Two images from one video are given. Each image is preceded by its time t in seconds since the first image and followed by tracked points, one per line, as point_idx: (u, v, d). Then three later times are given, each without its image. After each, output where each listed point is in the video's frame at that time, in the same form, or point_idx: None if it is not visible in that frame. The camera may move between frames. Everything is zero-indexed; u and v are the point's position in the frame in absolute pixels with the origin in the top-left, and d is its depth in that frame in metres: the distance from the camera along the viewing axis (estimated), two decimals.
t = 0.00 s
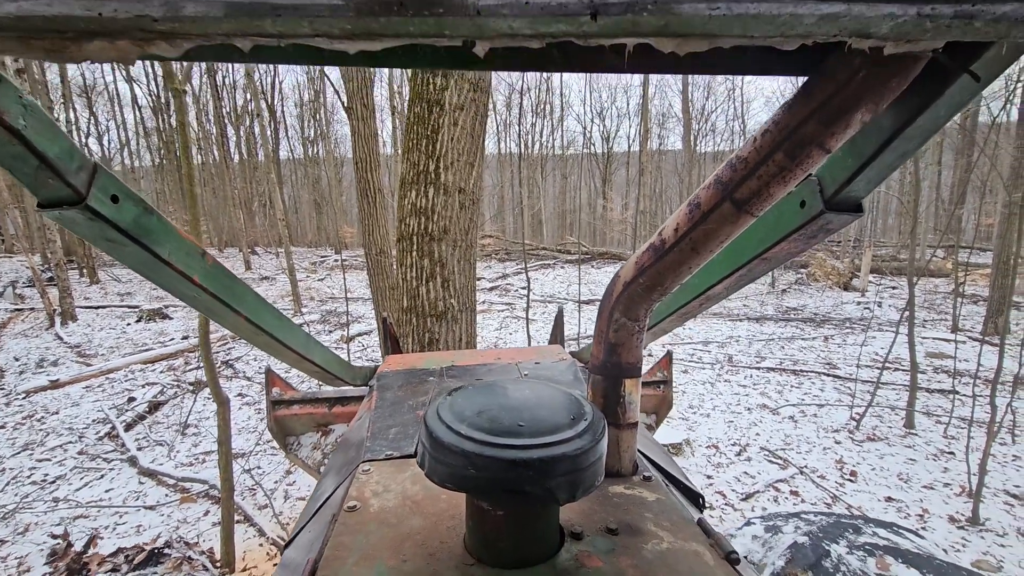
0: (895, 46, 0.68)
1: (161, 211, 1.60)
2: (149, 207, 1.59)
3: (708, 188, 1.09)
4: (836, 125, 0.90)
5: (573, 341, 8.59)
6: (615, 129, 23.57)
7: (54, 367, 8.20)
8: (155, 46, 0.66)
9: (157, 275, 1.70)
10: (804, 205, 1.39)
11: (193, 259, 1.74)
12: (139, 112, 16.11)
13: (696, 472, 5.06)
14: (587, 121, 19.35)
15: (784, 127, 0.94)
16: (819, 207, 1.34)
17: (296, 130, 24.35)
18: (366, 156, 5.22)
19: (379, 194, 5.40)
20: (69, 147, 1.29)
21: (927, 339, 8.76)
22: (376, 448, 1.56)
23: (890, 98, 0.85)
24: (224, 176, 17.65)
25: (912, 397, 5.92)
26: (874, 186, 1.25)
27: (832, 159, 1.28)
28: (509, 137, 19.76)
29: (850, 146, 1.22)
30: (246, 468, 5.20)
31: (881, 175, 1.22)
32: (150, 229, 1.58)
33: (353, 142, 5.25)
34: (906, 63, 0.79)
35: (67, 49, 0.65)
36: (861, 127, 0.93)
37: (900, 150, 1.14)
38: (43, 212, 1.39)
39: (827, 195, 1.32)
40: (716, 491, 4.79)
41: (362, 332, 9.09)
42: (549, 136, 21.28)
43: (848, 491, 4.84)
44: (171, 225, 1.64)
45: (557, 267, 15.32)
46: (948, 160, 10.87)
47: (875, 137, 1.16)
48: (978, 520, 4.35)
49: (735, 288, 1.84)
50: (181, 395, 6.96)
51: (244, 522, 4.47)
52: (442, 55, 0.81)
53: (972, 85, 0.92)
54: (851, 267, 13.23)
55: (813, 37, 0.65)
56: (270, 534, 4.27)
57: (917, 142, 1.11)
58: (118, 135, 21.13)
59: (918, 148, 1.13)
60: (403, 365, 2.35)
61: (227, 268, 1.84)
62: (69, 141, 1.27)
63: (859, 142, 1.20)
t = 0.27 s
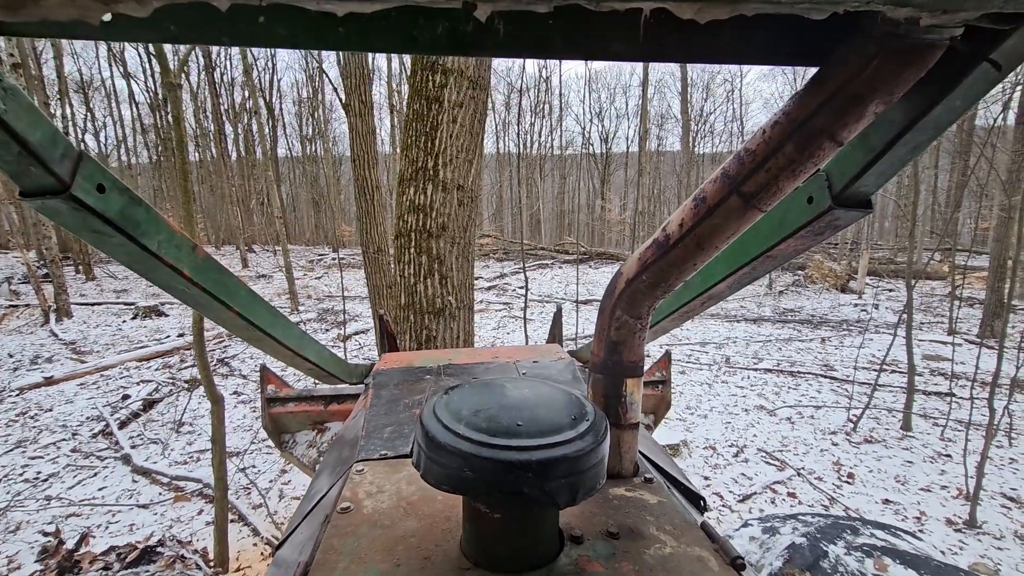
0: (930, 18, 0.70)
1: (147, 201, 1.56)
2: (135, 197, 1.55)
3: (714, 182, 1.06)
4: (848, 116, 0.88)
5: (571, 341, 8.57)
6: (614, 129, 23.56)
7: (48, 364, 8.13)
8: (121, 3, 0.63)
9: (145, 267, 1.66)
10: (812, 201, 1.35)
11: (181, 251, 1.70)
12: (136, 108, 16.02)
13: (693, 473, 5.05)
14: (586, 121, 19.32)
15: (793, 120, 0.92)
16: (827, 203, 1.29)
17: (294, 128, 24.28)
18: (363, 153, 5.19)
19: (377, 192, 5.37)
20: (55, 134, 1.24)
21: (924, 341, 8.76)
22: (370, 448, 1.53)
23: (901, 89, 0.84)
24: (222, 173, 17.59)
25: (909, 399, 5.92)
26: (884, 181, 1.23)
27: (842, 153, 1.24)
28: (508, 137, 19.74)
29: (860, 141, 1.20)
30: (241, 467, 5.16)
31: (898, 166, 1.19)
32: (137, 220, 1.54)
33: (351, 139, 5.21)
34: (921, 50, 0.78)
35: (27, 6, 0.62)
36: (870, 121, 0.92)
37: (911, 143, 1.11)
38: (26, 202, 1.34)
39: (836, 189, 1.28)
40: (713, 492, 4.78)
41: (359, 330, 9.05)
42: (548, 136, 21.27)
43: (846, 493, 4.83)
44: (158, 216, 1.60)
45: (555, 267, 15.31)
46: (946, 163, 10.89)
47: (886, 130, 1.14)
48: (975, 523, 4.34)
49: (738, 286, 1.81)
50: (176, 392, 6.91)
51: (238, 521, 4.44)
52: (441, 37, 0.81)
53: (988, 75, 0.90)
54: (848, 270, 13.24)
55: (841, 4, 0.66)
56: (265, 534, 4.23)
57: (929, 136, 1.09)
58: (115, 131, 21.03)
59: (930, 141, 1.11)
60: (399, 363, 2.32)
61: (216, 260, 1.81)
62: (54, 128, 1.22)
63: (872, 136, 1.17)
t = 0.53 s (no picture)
0: (958, 27, 0.69)
1: (172, 199, 1.56)
2: (160, 195, 1.55)
3: (730, 182, 1.06)
4: (862, 119, 0.89)
5: (575, 339, 8.57)
6: (618, 128, 23.49)
7: (54, 358, 8.17)
8: (196, 12, 0.64)
9: (166, 263, 1.67)
10: (825, 202, 1.32)
11: (201, 248, 1.70)
12: (141, 104, 16.06)
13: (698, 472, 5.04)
14: (590, 119, 19.27)
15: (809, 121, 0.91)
16: (840, 204, 1.27)
17: (298, 125, 24.32)
18: (369, 149, 5.20)
19: (383, 189, 5.37)
20: (86, 132, 1.24)
21: (930, 342, 8.72)
22: (383, 443, 1.54)
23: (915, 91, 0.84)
24: (226, 170, 17.63)
25: (915, 399, 5.89)
26: (898, 182, 1.21)
27: (854, 155, 1.23)
28: (512, 134, 19.71)
29: (875, 141, 1.18)
30: (246, 462, 5.18)
31: (912, 165, 1.18)
32: (161, 217, 1.54)
33: (357, 136, 5.22)
34: (939, 52, 0.78)
35: (106, 15, 0.64)
36: (883, 124, 0.92)
37: (928, 143, 1.11)
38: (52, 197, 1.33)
39: (850, 190, 1.26)
40: (718, 491, 4.77)
41: (363, 327, 9.07)
42: (552, 134, 21.23)
43: (851, 493, 4.81)
44: (180, 213, 1.60)
45: (559, 265, 15.29)
46: (952, 163, 10.82)
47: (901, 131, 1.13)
48: (982, 525, 4.32)
49: (748, 286, 1.81)
50: (182, 387, 6.94)
51: (243, 516, 4.45)
52: (465, 39, 0.88)
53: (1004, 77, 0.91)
54: (853, 269, 13.19)
55: (875, 12, 0.66)
56: (270, 528, 4.25)
57: (944, 137, 1.09)
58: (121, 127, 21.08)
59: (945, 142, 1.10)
60: (408, 360, 2.32)
61: (236, 258, 1.81)
62: (86, 125, 1.21)
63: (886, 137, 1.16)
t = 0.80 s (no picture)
0: (959, 29, 0.67)
1: (187, 200, 1.57)
2: (176, 196, 1.56)
3: (737, 181, 1.04)
4: (868, 121, 0.86)
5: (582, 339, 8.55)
6: (626, 128, 23.44)
7: (66, 356, 8.27)
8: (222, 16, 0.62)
9: (181, 262, 1.68)
10: (832, 202, 1.31)
11: (215, 248, 1.71)
12: (152, 105, 16.22)
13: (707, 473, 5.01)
14: (598, 119, 19.22)
15: (817, 120, 0.90)
16: (848, 205, 1.26)
17: (307, 126, 24.47)
18: (378, 149, 5.22)
19: (391, 188, 5.39)
20: (103, 133, 1.26)
21: (942, 343, 8.62)
22: (394, 441, 1.54)
23: (927, 91, 0.82)
24: (236, 170, 17.77)
25: (927, 401, 5.82)
26: (904, 183, 1.19)
27: (861, 155, 1.22)
28: (520, 135, 19.72)
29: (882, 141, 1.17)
30: (255, 460, 5.21)
31: (919, 167, 1.14)
32: (176, 218, 1.55)
33: (366, 135, 5.24)
34: (941, 55, 0.76)
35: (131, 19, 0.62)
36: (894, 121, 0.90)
37: (933, 144, 1.07)
38: (71, 196, 1.35)
39: (856, 191, 1.25)
40: (727, 493, 4.73)
41: (371, 327, 9.10)
42: (559, 134, 21.22)
43: (862, 495, 4.76)
44: (196, 214, 1.61)
45: (566, 265, 15.28)
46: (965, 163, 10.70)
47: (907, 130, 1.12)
48: (996, 528, 4.25)
49: (757, 286, 1.78)
50: (191, 386, 7.00)
51: (252, 514, 4.47)
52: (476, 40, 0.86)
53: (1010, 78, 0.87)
54: (864, 270, 13.07)
55: (877, 13, 0.63)
56: (279, 526, 4.26)
57: (950, 139, 1.06)
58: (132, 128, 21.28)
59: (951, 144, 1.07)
60: (416, 360, 2.33)
61: (249, 259, 1.82)
62: (103, 126, 1.23)
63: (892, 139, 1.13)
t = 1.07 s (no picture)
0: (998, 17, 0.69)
1: (219, 205, 1.55)
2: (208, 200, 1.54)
3: (769, 183, 1.02)
4: (907, 119, 0.85)
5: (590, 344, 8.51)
6: (632, 132, 23.41)
7: (77, 360, 8.33)
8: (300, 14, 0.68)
9: (208, 266, 1.66)
10: (862, 204, 1.28)
11: (243, 252, 1.69)
12: (162, 112, 16.38)
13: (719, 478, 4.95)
14: (604, 123, 19.19)
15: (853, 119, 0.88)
16: (880, 206, 1.22)
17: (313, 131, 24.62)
18: (386, 153, 5.22)
19: (399, 192, 5.39)
20: (141, 138, 1.24)
21: (955, 348, 8.50)
22: (416, 444, 1.52)
23: (967, 85, 0.81)
24: (244, 176, 17.90)
25: (942, 407, 5.73)
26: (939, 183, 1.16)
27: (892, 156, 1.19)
28: (526, 139, 19.72)
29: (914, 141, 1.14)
30: (264, 464, 5.21)
31: (953, 166, 1.12)
32: (208, 223, 1.53)
33: (374, 140, 5.25)
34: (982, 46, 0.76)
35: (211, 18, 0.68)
36: (933, 117, 0.88)
37: (970, 143, 1.05)
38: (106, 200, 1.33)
39: (887, 193, 1.22)
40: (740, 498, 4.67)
41: (378, 331, 9.11)
42: (565, 139, 21.21)
43: (877, 502, 4.68)
44: (227, 218, 1.59)
45: (572, 269, 15.23)
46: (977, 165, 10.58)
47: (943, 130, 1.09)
48: (1016, 537, 4.17)
49: (780, 289, 1.75)
50: (200, 390, 7.02)
51: (262, 518, 4.47)
52: (510, 46, 0.88)
53: None
54: (874, 274, 12.94)
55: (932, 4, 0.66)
56: (288, 531, 4.25)
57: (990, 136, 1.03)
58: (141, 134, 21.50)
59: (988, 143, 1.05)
60: (429, 365, 2.31)
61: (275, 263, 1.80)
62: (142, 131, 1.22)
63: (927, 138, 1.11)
